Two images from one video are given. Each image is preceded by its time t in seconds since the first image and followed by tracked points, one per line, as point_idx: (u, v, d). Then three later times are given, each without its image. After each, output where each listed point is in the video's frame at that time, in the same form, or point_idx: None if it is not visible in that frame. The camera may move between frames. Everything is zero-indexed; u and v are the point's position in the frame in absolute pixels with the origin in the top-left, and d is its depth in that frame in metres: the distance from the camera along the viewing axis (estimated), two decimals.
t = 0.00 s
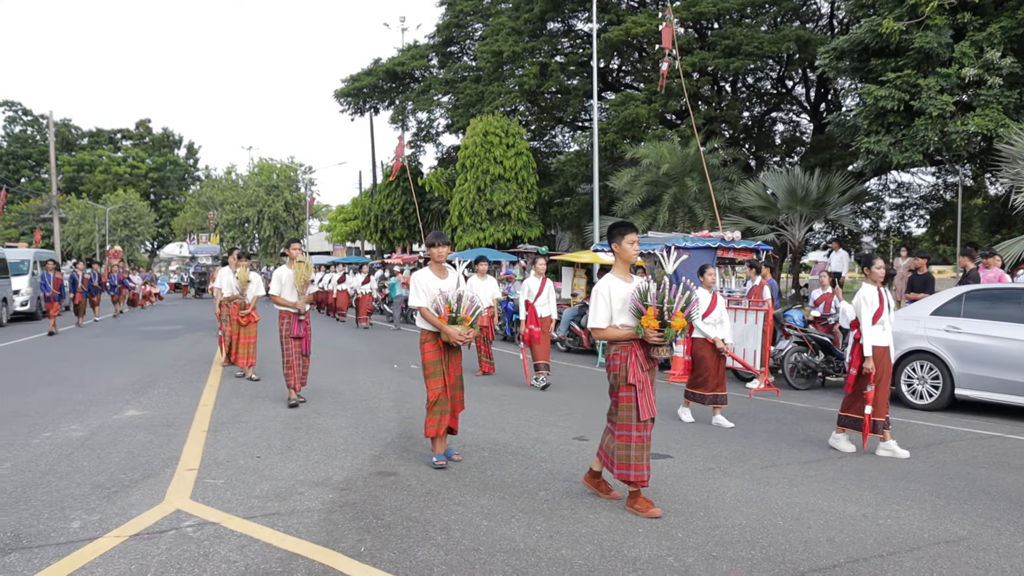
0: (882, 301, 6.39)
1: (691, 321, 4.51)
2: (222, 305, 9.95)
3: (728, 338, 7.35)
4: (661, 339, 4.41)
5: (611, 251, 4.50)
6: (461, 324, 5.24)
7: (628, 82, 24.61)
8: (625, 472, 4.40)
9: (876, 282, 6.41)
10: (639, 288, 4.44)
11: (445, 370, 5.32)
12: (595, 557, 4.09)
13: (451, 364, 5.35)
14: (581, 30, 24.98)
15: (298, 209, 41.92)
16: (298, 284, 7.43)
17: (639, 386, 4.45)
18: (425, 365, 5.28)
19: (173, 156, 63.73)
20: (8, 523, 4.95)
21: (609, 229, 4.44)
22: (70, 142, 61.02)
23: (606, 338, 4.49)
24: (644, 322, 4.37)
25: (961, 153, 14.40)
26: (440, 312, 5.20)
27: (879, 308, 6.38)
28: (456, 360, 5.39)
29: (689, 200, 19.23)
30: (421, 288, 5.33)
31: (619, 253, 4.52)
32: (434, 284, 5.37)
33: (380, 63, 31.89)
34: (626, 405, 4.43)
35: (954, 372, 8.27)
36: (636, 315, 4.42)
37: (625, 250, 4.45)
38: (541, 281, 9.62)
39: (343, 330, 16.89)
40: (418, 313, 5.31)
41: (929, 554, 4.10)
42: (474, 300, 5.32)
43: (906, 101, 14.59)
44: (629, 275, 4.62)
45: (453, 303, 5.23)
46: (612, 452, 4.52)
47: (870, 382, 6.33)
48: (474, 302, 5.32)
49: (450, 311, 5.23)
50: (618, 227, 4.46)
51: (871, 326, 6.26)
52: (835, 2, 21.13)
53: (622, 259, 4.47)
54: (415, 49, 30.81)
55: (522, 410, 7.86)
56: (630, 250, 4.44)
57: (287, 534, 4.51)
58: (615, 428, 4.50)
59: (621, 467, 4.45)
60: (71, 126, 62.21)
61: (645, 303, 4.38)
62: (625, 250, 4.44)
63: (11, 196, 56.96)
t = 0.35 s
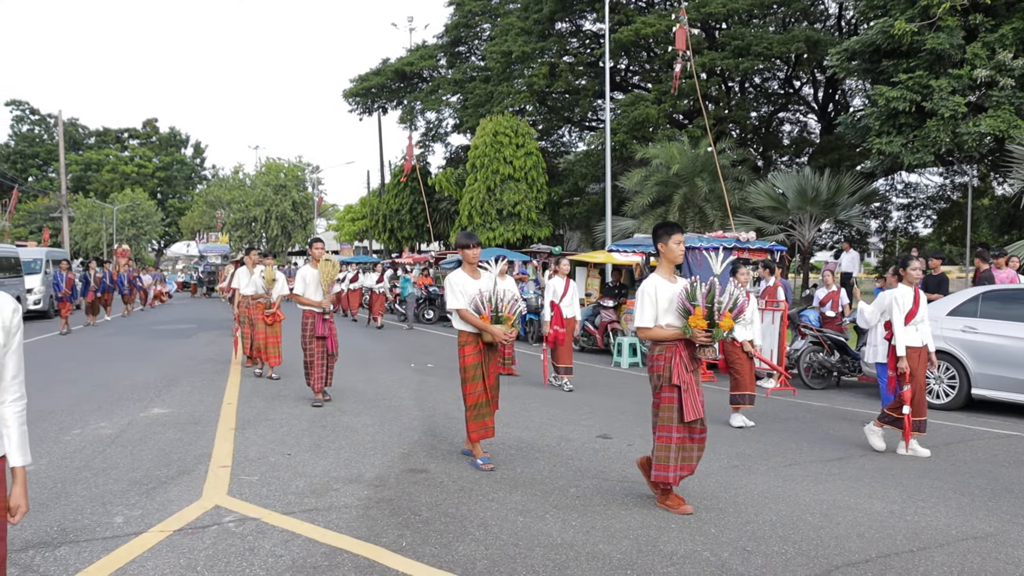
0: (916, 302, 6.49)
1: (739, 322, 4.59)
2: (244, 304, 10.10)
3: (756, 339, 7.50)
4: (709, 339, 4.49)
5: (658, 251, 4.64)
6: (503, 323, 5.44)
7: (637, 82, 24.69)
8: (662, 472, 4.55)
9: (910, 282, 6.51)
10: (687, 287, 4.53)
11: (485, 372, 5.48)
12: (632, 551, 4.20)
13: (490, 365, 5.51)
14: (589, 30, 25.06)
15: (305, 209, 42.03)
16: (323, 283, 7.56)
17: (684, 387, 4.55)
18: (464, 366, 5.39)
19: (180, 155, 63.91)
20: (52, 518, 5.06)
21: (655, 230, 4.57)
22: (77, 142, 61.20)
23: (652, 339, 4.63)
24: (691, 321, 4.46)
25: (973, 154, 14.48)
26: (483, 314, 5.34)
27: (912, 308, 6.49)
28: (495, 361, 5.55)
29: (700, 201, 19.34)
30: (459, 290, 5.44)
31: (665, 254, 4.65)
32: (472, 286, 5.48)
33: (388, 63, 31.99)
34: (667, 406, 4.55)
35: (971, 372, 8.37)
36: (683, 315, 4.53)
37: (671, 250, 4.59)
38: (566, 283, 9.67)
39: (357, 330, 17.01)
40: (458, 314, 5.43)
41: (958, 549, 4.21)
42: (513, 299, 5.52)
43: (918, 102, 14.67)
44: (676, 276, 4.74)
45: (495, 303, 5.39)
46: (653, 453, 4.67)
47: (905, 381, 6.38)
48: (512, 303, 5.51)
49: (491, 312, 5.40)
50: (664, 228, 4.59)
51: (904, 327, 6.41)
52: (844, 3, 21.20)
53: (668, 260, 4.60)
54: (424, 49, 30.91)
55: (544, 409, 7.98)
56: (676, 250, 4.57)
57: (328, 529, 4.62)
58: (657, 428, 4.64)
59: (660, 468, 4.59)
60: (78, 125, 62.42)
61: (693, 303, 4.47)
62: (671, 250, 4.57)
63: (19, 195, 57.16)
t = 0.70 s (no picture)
0: (940, 303, 6.51)
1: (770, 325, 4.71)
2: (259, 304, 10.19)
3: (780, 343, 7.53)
4: (742, 341, 4.58)
5: (691, 252, 4.72)
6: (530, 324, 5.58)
7: (642, 82, 24.78)
8: (695, 472, 4.66)
9: (936, 283, 6.55)
10: (721, 290, 4.61)
11: (511, 372, 5.61)
12: (657, 546, 4.30)
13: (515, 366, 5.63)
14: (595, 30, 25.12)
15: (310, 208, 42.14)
16: (341, 284, 7.62)
17: (715, 388, 4.64)
18: (488, 366, 5.58)
19: (184, 155, 64.08)
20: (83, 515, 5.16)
21: (689, 232, 4.65)
22: (82, 142, 61.40)
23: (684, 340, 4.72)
24: (724, 324, 4.54)
25: (980, 154, 14.56)
26: (510, 314, 5.50)
27: (936, 309, 6.49)
28: (521, 362, 5.65)
29: (706, 201, 19.49)
30: (484, 291, 5.62)
31: (698, 255, 4.72)
32: (497, 286, 5.65)
33: (394, 63, 32.08)
34: (699, 406, 4.67)
35: (981, 371, 8.46)
36: (716, 317, 4.62)
37: (705, 251, 4.67)
38: (582, 283, 9.74)
39: (366, 330, 17.14)
40: (483, 315, 5.60)
41: (976, 544, 4.30)
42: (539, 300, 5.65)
43: (925, 102, 14.75)
44: (705, 276, 4.80)
45: (522, 304, 5.55)
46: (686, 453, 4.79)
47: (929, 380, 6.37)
48: (539, 303, 5.66)
49: (517, 312, 5.57)
50: (698, 230, 4.65)
51: (926, 327, 6.43)
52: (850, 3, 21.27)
53: (701, 261, 4.68)
54: (429, 49, 31.01)
55: (559, 408, 8.08)
56: (709, 252, 4.65)
57: (357, 525, 4.71)
58: (689, 429, 4.74)
59: (692, 469, 4.70)
60: (83, 125, 62.61)
61: (726, 305, 4.54)
62: (704, 251, 4.65)
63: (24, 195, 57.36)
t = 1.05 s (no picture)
0: (968, 301, 6.53)
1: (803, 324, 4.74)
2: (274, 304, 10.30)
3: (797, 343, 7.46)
4: (773, 340, 4.64)
5: (721, 251, 4.82)
6: (556, 325, 5.60)
7: (646, 82, 24.87)
8: (719, 470, 4.75)
9: (963, 282, 6.56)
10: (751, 288, 4.69)
11: (537, 373, 5.67)
12: (675, 539, 4.39)
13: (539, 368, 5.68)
14: (598, 30, 25.20)
15: (314, 209, 42.20)
16: (361, 283, 7.73)
17: (745, 387, 4.70)
18: (514, 366, 5.68)
19: (187, 155, 64.15)
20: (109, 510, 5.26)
21: (718, 231, 4.75)
22: (85, 142, 61.54)
23: (716, 339, 4.80)
24: (756, 322, 4.62)
25: (985, 153, 14.65)
26: (534, 314, 5.56)
27: (964, 308, 6.50)
28: (546, 364, 5.69)
29: (710, 201, 19.62)
30: (513, 291, 5.70)
31: (729, 254, 4.83)
32: (526, 286, 5.74)
33: (398, 63, 32.17)
34: (727, 404, 4.75)
35: (988, 369, 8.54)
36: (748, 316, 4.70)
37: (735, 250, 4.75)
38: (595, 282, 9.79)
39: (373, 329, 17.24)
40: (510, 314, 5.69)
41: (988, 537, 4.39)
42: (568, 302, 5.68)
43: (930, 102, 14.84)
44: (736, 275, 4.92)
45: (547, 305, 5.60)
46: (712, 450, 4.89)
47: (950, 382, 6.37)
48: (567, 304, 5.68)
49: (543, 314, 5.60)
50: (729, 228, 4.76)
51: (956, 326, 6.44)
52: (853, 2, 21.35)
53: (732, 259, 4.77)
54: (433, 49, 31.09)
55: (570, 406, 8.18)
56: (739, 250, 4.74)
57: (379, 520, 4.80)
58: (715, 427, 4.83)
59: (717, 466, 4.79)
60: (86, 126, 62.79)
61: (757, 304, 4.62)
62: (735, 250, 4.74)
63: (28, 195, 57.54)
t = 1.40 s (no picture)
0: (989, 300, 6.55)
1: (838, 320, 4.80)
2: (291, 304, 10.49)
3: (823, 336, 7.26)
4: (811, 336, 4.70)
5: (755, 249, 4.89)
6: (590, 324, 5.63)
7: (652, 82, 24.95)
8: (755, 466, 4.84)
9: (983, 281, 6.56)
10: (788, 285, 4.75)
11: (572, 372, 5.74)
12: (694, 534, 4.48)
13: (574, 366, 5.76)
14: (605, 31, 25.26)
15: (320, 209, 42.31)
16: (381, 282, 7.80)
17: (782, 384, 4.79)
18: (550, 365, 5.73)
19: (193, 155, 64.32)
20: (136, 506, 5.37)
21: (752, 230, 4.83)
22: (92, 143, 61.76)
23: (753, 337, 4.87)
24: (793, 319, 4.67)
25: (993, 153, 14.70)
26: (568, 313, 5.62)
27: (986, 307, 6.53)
28: (580, 362, 5.77)
29: (718, 200, 19.78)
30: (548, 289, 5.77)
31: (764, 253, 4.90)
32: (560, 285, 5.79)
33: (404, 63, 32.27)
34: (765, 402, 4.82)
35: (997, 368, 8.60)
36: (784, 313, 4.76)
37: (770, 248, 4.83)
38: (614, 283, 9.72)
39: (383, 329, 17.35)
40: (545, 313, 5.75)
41: (1002, 532, 4.47)
42: (602, 300, 5.70)
43: (937, 102, 14.90)
44: (771, 273, 4.98)
45: (581, 304, 5.63)
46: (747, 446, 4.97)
47: (988, 381, 6.35)
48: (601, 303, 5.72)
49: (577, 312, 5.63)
50: (764, 226, 4.84)
51: (982, 325, 6.42)
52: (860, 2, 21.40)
53: (767, 257, 4.84)
54: (439, 50, 31.18)
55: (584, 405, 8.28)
56: (775, 248, 4.82)
57: (403, 515, 4.90)
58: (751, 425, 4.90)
59: (752, 463, 4.87)
60: (93, 126, 63.09)
61: (793, 301, 4.68)
62: (770, 247, 4.81)
63: (36, 196, 57.82)
